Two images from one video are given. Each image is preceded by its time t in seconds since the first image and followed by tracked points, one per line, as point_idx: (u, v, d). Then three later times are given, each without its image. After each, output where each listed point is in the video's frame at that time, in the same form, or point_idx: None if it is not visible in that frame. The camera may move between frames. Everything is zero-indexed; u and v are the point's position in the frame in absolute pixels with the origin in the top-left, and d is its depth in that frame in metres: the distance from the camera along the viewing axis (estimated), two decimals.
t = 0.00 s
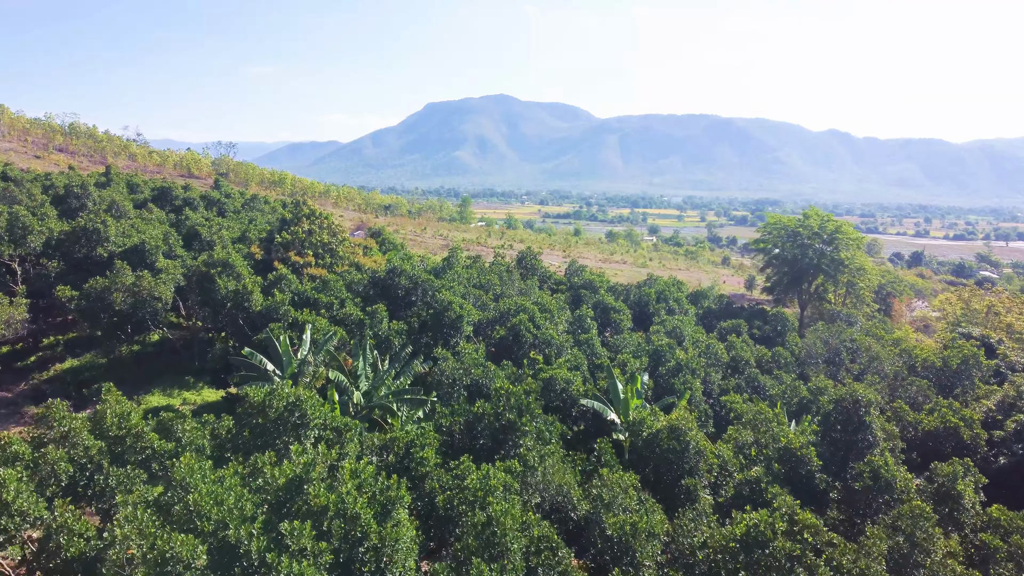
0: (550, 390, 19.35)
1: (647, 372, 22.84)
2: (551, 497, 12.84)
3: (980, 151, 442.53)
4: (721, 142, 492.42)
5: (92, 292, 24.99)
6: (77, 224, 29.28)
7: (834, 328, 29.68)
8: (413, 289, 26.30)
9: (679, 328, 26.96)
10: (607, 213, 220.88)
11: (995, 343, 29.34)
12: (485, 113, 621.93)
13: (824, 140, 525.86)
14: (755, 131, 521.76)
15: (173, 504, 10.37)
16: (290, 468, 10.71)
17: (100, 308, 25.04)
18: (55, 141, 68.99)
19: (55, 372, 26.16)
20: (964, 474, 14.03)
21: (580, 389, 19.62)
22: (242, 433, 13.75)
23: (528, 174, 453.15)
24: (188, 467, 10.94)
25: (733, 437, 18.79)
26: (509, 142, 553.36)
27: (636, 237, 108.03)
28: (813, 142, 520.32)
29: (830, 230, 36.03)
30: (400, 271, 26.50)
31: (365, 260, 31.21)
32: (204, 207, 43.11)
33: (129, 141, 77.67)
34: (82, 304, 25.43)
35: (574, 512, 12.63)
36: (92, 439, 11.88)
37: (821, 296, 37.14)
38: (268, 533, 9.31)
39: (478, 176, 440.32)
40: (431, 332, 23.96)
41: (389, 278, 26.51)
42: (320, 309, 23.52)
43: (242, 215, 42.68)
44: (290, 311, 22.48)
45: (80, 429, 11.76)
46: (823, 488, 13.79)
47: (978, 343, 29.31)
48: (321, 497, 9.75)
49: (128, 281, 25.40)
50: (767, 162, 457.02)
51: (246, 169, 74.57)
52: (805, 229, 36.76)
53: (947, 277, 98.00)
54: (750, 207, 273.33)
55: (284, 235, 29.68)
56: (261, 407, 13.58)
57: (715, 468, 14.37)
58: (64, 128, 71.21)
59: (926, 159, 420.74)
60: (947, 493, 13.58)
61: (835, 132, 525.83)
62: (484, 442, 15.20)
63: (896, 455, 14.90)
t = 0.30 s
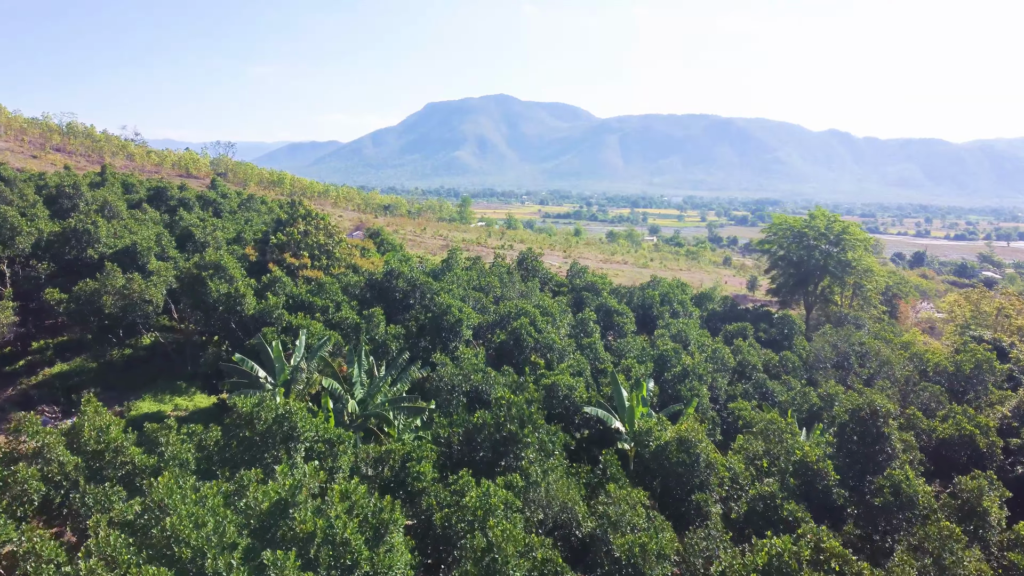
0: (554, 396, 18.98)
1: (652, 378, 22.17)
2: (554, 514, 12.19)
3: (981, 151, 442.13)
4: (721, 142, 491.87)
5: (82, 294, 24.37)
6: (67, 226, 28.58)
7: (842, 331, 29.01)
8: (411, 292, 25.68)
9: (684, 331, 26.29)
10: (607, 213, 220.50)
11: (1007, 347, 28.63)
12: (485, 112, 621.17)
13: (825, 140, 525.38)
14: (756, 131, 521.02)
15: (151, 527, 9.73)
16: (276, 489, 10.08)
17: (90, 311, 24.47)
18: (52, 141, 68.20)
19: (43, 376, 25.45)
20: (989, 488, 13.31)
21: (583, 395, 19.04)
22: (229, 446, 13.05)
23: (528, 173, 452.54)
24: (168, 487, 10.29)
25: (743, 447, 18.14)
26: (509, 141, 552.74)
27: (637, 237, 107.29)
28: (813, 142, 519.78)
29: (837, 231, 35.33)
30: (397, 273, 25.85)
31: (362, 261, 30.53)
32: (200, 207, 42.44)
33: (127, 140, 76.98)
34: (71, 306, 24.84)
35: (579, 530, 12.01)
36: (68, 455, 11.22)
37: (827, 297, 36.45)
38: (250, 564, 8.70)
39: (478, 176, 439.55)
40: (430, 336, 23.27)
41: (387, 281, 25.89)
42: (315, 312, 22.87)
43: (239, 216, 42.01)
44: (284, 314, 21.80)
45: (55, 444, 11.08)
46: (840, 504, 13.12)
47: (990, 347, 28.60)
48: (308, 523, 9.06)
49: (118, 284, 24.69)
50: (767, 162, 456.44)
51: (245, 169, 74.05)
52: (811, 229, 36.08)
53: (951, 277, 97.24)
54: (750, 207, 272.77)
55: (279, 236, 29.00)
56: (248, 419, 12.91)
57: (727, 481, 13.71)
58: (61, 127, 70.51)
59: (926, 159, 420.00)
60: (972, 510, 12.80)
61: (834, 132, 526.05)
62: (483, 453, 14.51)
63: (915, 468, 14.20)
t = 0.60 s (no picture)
0: (556, 403, 18.41)
1: (658, 384, 21.47)
2: (557, 535, 11.51)
3: (981, 151, 441.22)
4: (721, 142, 490.91)
5: (70, 298, 23.70)
6: (57, 227, 27.87)
7: (851, 335, 28.29)
8: (409, 295, 24.98)
9: (690, 335, 25.61)
10: (608, 213, 219.51)
11: (1020, 350, 27.92)
12: (485, 113, 620.71)
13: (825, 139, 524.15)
14: (756, 131, 520.33)
15: (124, 555, 9.08)
16: (260, 512, 9.42)
17: (79, 315, 23.80)
18: (49, 141, 67.50)
19: (31, 381, 24.74)
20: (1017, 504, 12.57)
21: (586, 403, 18.38)
22: (213, 461, 12.37)
23: (528, 173, 451.35)
24: (143, 510, 9.61)
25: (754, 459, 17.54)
26: (509, 142, 551.69)
27: (638, 237, 106.61)
28: (814, 142, 519.14)
29: (843, 232, 34.65)
30: (395, 276, 25.21)
31: (359, 263, 29.84)
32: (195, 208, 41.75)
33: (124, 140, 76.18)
34: (60, 310, 24.19)
35: (583, 550, 11.39)
36: (41, 472, 10.49)
37: (834, 299, 35.74)
38: None
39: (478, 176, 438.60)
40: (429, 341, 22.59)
41: (384, 284, 25.25)
42: (310, 316, 22.21)
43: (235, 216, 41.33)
44: (278, 318, 21.15)
45: (26, 462, 10.30)
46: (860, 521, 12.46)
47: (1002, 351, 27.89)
48: (290, 554, 8.31)
49: (107, 287, 24.00)
50: (767, 162, 455.75)
51: (244, 169, 73.36)
52: (817, 231, 35.39)
53: (953, 278, 96.57)
54: (750, 207, 272.15)
55: (274, 237, 28.32)
56: (235, 432, 12.21)
57: (738, 497, 13.09)
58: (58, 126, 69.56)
59: (927, 159, 419.29)
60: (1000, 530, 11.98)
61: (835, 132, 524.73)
62: (482, 467, 13.81)
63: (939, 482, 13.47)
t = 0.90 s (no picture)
0: (558, 411, 17.77)
1: (664, 391, 20.76)
2: (562, 559, 10.79)
3: (982, 151, 440.79)
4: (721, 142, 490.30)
5: (58, 301, 23.01)
6: (45, 228, 27.12)
7: (861, 338, 27.59)
8: (407, 298, 24.36)
9: (696, 339, 24.92)
10: (608, 213, 218.88)
11: None
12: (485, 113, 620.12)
13: (825, 139, 523.49)
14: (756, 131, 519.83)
15: None
16: (239, 543, 8.79)
17: (66, 319, 23.09)
18: (45, 140, 66.66)
19: (17, 387, 24.02)
20: None
21: (590, 411, 17.71)
22: (196, 479, 11.68)
23: (528, 173, 450.43)
24: (116, 538, 9.01)
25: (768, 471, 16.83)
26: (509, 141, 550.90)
27: (639, 238, 105.96)
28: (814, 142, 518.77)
29: (850, 233, 33.97)
30: (392, 278, 24.54)
31: (356, 265, 29.14)
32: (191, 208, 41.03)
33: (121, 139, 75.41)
34: (47, 314, 23.49)
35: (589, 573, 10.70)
36: (8, 493, 9.70)
37: (841, 301, 35.05)
38: None
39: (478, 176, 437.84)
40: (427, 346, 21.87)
41: (381, 287, 24.58)
42: (304, 321, 21.52)
43: (231, 217, 40.64)
44: (271, 323, 20.44)
45: None
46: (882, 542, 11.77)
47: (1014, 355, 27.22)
48: None
49: (96, 290, 23.29)
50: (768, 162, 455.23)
51: (242, 168, 72.64)
52: (823, 232, 34.72)
53: (956, 278, 96.06)
54: (750, 207, 271.60)
55: (268, 238, 27.64)
56: (218, 448, 11.57)
57: (752, 514, 12.44)
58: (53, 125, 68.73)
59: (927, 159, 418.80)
60: None
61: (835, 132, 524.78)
62: (481, 482, 13.15)
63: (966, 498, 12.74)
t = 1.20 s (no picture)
0: (561, 420, 17.11)
1: (669, 399, 20.05)
2: None
3: (982, 151, 440.24)
4: (721, 142, 489.63)
5: (44, 305, 22.28)
6: (32, 229, 26.38)
7: (870, 343, 26.88)
8: (404, 302, 23.73)
9: (702, 344, 24.24)
10: (608, 213, 218.34)
11: None
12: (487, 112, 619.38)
13: (825, 139, 523.03)
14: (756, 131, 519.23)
15: None
16: None
17: (51, 323, 22.35)
18: (43, 140, 65.91)
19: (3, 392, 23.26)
20: None
21: (594, 420, 17.00)
22: (178, 498, 10.99)
23: (528, 173, 449.47)
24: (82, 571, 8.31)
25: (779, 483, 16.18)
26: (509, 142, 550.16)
27: (640, 238, 105.44)
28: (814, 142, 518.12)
29: (858, 234, 33.26)
30: (389, 282, 23.86)
31: (352, 266, 28.44)
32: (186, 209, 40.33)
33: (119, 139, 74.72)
34: (32, 318, 22.71)
35: None
36: None
37: (848, 303, 34.35)
38: None
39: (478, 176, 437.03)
40: (425, 351, 21.14)
41: (377, 290, 23.92)
42: (298, 325, 20.84)
43: (226, 218, 39.93)
44: (263, 328, 19.76)
45: None
46: (907, 566, 11.05)
47: None
48: None
49: (82, 294, 22.55)
50: (768, 162, 454.73)
51: (241, 168, 71.98)
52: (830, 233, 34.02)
53: (958, 279, 95.51)
54: (750, 207, 271.23)
55: (262, 240, 26.93)
56: (201, 466, 10.85)
57: (769, 534, 11.73)
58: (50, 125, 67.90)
59: (928, 159, 418.25)
60: None
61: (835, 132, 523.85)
62: (480, 499, 12.46)
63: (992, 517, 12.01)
